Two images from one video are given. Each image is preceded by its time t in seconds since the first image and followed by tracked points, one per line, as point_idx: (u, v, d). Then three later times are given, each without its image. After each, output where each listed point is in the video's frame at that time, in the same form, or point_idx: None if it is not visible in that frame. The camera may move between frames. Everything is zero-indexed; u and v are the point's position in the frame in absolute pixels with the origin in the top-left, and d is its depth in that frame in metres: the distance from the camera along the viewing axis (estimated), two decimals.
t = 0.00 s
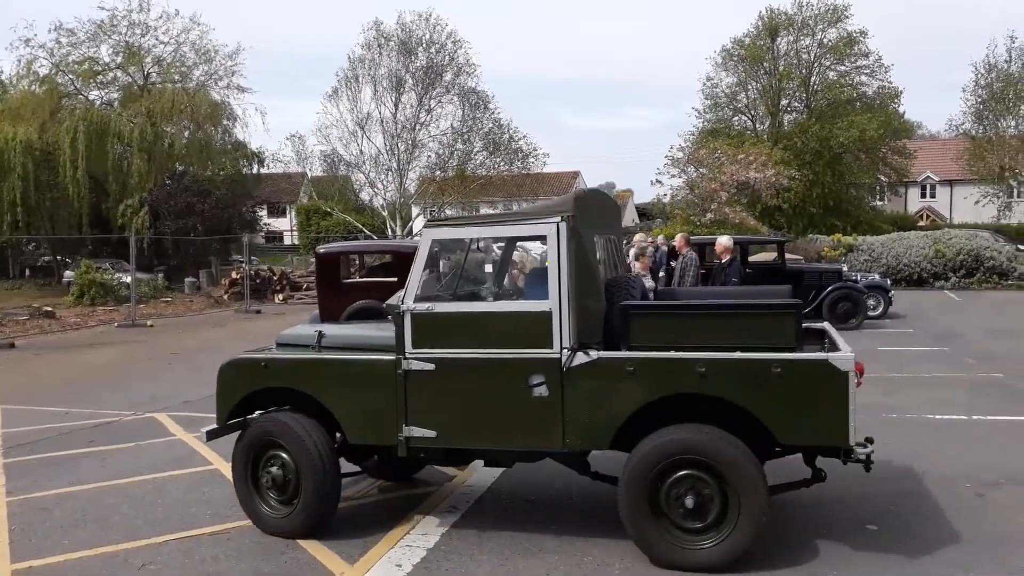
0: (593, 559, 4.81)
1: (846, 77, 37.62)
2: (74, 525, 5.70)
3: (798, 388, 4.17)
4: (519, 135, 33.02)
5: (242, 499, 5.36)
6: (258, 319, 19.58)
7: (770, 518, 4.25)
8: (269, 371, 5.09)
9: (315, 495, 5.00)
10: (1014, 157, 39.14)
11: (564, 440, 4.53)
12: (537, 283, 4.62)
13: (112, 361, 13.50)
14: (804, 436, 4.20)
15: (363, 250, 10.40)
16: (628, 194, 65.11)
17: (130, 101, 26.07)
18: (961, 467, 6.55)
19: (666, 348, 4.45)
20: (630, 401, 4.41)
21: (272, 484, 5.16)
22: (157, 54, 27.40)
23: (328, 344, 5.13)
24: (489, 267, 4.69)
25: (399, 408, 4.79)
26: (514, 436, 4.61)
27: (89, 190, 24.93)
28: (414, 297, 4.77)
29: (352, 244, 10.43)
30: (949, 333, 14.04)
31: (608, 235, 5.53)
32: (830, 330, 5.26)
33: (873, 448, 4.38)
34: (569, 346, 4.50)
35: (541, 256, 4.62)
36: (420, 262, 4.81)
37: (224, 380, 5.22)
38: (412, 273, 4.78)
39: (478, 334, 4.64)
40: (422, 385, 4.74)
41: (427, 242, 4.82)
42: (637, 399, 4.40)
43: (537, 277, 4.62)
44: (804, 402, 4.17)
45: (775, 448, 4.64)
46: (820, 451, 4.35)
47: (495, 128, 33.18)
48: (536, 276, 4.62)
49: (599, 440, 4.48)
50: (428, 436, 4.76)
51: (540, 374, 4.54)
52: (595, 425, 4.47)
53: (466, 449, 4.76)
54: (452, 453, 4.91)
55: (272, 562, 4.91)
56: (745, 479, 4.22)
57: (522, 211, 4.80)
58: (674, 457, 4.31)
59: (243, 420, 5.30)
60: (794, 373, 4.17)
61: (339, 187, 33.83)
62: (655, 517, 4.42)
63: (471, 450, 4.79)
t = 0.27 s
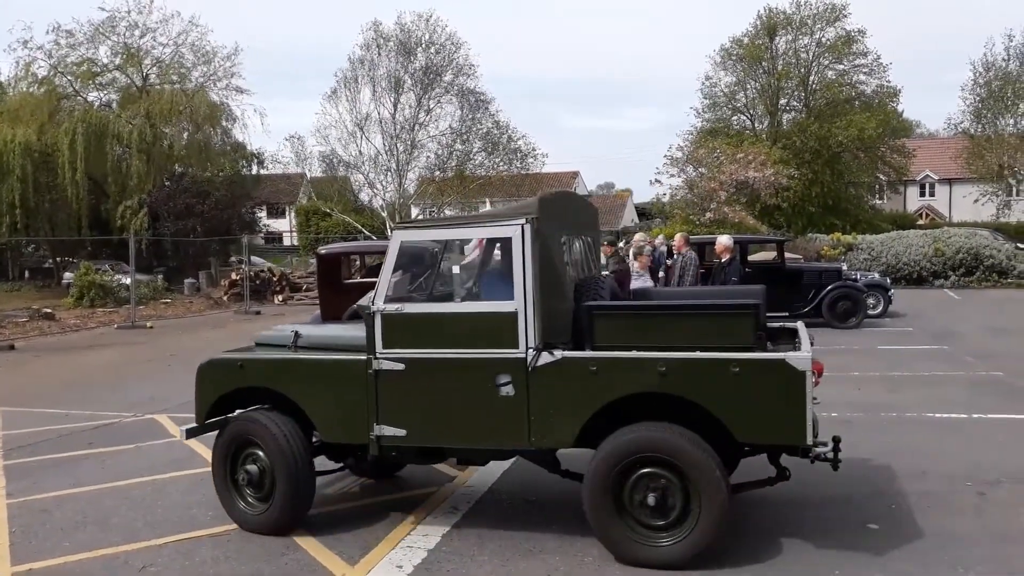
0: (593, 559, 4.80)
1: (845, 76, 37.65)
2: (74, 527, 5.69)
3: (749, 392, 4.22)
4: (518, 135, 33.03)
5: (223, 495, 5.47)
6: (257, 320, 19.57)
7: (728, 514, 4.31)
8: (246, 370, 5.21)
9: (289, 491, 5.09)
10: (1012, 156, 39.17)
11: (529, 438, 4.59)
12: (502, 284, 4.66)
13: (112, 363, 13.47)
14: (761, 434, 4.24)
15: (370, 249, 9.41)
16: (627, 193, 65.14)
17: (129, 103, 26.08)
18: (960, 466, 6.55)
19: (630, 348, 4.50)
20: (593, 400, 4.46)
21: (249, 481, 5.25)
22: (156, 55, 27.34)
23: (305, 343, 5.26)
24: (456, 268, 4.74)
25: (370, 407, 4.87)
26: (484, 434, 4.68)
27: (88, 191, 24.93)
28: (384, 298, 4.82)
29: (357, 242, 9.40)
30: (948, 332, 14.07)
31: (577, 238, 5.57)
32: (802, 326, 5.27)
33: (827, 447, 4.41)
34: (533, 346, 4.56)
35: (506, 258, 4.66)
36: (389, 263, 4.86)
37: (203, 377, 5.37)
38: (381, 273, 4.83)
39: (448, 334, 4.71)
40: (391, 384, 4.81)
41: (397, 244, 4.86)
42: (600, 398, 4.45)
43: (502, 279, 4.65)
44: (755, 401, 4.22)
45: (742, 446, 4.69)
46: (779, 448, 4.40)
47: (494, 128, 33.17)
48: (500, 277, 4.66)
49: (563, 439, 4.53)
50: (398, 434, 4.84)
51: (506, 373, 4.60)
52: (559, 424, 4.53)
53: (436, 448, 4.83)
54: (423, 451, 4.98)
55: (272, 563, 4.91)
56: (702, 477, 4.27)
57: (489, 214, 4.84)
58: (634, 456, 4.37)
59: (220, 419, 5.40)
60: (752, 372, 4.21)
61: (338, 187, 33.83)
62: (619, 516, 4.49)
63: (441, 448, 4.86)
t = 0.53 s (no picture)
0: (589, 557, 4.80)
1: (841, 73, 37.68)
2: (69, 526, 5.67)
3: (699, 388, 4.27)
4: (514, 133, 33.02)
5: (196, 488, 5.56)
6: (253, 319, 19.53)
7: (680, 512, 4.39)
8: (217, 366, 5.31)
9: (256, 485, 5.17)
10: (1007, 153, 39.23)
11: (489, 434, 4.65)
12: (462, 282, 4.73)
13: (107, 362, 13.43)
14: (710, 429, 4.28)
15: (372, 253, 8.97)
16: (624, 190, 65.16)
17: (123, 101, 25.99)
18: (956, 463, 6.56)
19: (581, 345, 4.62)
20: (550, 396, 4.52)
21: (220, 475, 5.35)
22: (151, 53, 27.17)
23: (276, 340, 5.35)
24: (418, 267, 4.83)
25: (335, 403, 4.94)
26: (445, 429, 4.74)
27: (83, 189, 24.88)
28: (348, 296, 4.90)
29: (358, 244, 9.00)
30: (943, 329, 14.10)
31: (544, 238, 5.57)
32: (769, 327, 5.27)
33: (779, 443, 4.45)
34: (492, 342, 4.63)
35: (465, 256, 4.74)
36: (353, 262, 4.94)
37: (176, 372, 5.48)
38: (346, 272, 4.92)
39: (410, 330, 4.78)
40: (355, 380, 4.88)
41: (360, 242, 4.93)
42: (556, 393, 4.51)
43: (462, 277, 4.73)
44: (703, 396, 4.26)
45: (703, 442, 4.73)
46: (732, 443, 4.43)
47: (490, 126, 33.16)
48: (460, 276, 4.74)
49: (521, 434, 4.60)
50: (361, 430, 4.89)
51: (467, 369, 4.67)
52: (517, 419, 4.59)
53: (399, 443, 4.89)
54: (387, 447, 5.03)
55: (268, 562, 4.89)
56: (654, 472, 4.35)
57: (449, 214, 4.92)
58: (590, 451, 4.46)
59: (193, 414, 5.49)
60: (702, 368, 4.26)
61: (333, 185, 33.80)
62: (575, 510, 4.58)
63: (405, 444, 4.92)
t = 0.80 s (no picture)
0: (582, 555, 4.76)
1: (827, 74, 37.81)
2: (50, 528, 5.59)
3: (638, 388, 4.31)
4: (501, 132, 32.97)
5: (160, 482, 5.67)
6: (240, 319, 19.41)
7: (619, 509, 4.44)
8: (177, 366, 5.39)
9: (213, 484, 5.25)
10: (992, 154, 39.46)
11: (437, 433, 4.69)
12: (412, 283, 4.78)
13: (92, 362, 13.31)
14: (647, 428, 4.32)
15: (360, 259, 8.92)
16: (612, 190, 65.19)
17: (107, 100, 25.76)
18: (944, 461, 6.57)
19: (527, 344, 4.63)
20: (495, 396, 4.56)
21: (180, 471, 5.44)
22: (136, 52, 26.83)
23: (236, 340, 5.41)
24: (369, 268, 4.88)
25: (289, 402, 5.00)
26: (397, 429, 4.78)
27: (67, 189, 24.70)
28: (301, 296, 4.97)
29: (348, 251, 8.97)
30: (929, 329, 14.16)
31: (500, 238, 5.55)
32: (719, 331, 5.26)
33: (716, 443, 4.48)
34: (440, 342, 4.68)
35: (413, 258, 4.78)
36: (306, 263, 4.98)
37: (139, 370, 5.58)
38: (299, 273, 4.98)
39: (360, 330, 4.83)
40: (307, 380, 4.94)
41: (313, 244, 4.98)
42: (501, 393, 4.55)
43: (411, 278, 4.78)
44: (644, 396, 4.30)
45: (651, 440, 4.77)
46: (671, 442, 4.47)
47: (478, 126, 33.10)
48: (409, 276, 4.78)
49: (468, 434, 4.63)
50: (314, 428, 4.94)
51: (415, 369, 4.71)
52: (463, 419, 4.63)
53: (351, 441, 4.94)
54: (342, 445, 5.08)
55: (254, 563, 4.83)
56: (597, 473, 4.40)
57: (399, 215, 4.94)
58: (534, 449, 4.52)
59: (156, 411, 5.57)
60: (641, 368, 4.30)
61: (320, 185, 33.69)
62: (519, 508, 4.65)
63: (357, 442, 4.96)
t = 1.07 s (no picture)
0: (577, 554, 4.76)
1: (821, 72, 37.89)
2: (44, 530, 5.58)
3: (582, 385, 4.49)
4: (495, 131, 32.96)
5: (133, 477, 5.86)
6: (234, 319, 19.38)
7: (566, 503, 4.55)
8: (147, 364, 5.60)
9: (181, 477, 5.45)
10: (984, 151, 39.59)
11: (392, 429, 4.89)
12: (367, 284, 4.97)
13: (86, 363, 13.29)
14: (591, 424, 4.49)
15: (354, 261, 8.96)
16: (606, 189, 65.21)
17: (100, 100, 25.66)
18: (937, 457, 6.60)
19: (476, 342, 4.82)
20: (446, 393, 4.75)
21: (150, 466, 5.64)
22: (129, 51, 26.66)
23: (206, 338, 5.68)
24: (325, 268, 5.08)
25: (253, 399, 5.23)
26: (354, 425, 4.98)
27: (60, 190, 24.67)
28: (263, 296, 5.20)
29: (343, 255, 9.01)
30: (922, 325, 14.21)
31: (461, 238, 5.71)
32: (673, 332, 5.32)
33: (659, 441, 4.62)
34: (394, 342, 4.88)
35: (368, 260, 4.97)
36: (268, 265, 5.22)
37: (111, 368, 5.79)
38: (261, 274, 5.20)
39: (319, 329, 5.04)
40: (269, 378, 5.17)
41: (273, 248, 5.22)
42: (452, 391, 4.73)
43: (365, 279, 4.98)
44: (587, 393, 4.48)
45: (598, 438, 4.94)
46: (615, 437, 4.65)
47: (472, 125, 33.11)
48: (363, 278, 4.98)
49: (420, 430, 4.82)
50: (277, 424, 5.17)
51: (371, 367, 4.92)
52: (416, 415, 4.82)
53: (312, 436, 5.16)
54: (305, 441, 5.30)
55: (249, 564, 4.83)
56: (547, 470, 4.52)
57: (355, 217, 5.15)
58: (485, 445, 4.64)
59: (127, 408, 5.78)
60: (585, 366, 4.48)
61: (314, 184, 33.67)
62: (471, 502, 4.77)
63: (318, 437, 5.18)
